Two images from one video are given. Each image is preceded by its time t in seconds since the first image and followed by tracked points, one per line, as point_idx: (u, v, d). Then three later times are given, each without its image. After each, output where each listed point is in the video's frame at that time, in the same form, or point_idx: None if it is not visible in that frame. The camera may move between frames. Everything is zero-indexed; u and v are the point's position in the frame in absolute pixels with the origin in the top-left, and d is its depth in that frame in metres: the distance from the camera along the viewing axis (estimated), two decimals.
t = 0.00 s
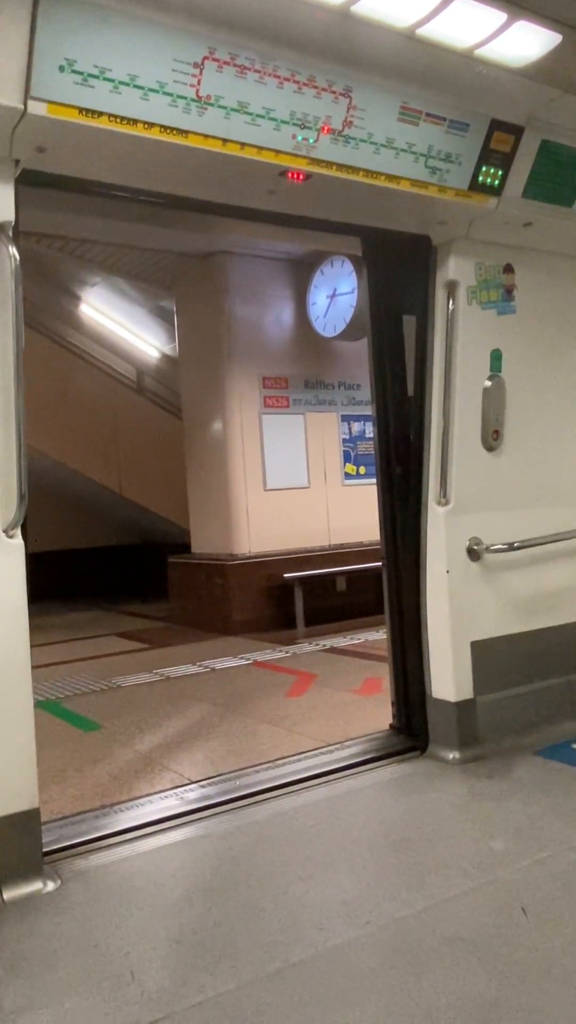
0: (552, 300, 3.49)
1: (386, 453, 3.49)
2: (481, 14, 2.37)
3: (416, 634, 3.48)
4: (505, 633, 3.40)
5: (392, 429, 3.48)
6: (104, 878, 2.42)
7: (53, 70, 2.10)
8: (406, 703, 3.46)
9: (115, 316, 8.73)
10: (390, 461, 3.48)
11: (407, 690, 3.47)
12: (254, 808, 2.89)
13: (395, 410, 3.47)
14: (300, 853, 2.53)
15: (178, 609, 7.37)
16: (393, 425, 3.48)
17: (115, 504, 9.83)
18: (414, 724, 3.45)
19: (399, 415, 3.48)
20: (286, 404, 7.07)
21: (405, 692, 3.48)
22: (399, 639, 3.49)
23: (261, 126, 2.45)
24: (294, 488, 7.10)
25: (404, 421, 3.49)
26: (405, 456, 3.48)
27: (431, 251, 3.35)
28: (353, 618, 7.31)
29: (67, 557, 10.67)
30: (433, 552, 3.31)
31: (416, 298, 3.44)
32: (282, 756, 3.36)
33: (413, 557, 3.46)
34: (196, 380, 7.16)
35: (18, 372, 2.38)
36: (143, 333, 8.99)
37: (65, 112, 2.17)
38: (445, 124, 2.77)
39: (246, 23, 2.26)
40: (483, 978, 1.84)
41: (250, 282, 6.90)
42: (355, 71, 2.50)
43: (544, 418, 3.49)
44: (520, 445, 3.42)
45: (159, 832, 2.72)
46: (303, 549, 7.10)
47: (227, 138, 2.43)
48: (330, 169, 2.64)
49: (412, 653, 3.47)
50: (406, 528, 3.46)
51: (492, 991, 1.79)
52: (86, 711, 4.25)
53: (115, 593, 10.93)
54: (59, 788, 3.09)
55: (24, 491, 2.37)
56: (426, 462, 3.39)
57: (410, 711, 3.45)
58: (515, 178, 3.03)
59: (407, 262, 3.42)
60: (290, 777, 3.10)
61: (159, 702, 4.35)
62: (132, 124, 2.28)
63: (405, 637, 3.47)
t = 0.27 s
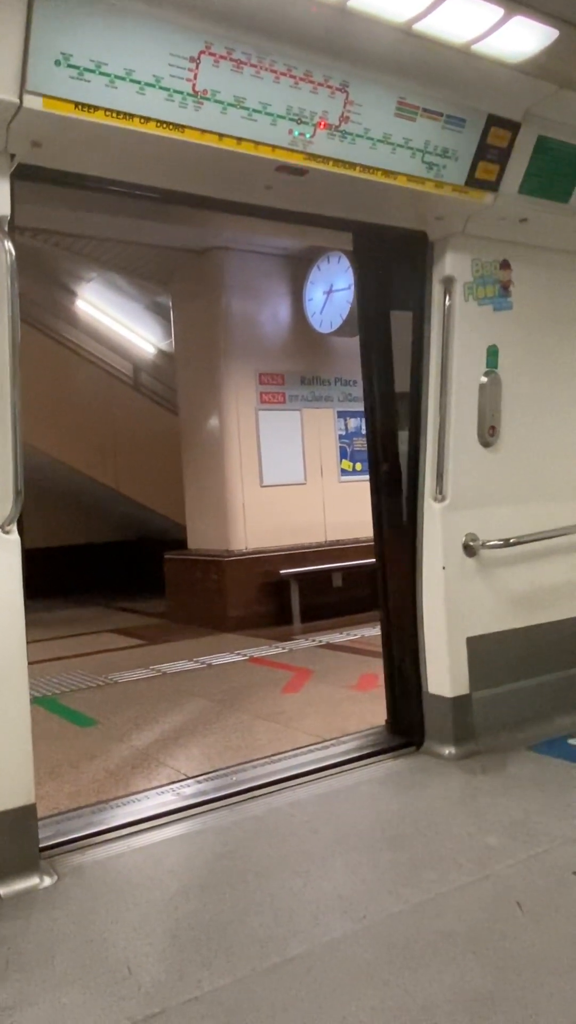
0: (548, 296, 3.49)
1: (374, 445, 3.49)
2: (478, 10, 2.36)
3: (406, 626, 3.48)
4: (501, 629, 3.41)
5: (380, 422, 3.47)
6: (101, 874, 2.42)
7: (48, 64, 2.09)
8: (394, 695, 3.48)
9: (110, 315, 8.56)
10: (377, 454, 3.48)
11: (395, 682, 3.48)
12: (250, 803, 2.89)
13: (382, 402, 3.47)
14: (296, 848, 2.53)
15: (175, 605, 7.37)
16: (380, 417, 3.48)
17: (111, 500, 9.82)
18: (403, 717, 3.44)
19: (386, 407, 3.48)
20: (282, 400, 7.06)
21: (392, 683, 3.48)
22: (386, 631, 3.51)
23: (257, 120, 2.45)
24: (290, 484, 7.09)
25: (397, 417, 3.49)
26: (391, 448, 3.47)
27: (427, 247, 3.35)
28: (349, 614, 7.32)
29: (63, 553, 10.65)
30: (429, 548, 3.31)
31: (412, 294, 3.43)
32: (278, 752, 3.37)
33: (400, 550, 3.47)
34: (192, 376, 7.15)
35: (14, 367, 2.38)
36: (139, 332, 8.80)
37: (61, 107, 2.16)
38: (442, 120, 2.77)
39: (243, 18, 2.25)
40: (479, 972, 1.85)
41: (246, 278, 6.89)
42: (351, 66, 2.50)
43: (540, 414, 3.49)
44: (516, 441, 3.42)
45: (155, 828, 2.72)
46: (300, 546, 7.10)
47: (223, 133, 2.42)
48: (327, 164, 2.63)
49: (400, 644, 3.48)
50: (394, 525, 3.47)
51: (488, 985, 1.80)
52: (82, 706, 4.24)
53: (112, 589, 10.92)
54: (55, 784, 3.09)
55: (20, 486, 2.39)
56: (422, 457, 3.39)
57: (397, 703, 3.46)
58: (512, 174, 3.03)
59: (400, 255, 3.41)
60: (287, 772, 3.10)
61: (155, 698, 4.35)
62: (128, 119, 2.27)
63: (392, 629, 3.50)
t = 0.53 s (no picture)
0: (545, 294, 3.49)
1: (344, 444, 3.36)
2: (476, 7, 2.35)
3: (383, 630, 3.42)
4: (498, 627, 3.41)
5: (350, 421, 3.35)
6: (99, 871, 2.42)
7: (45, 60, 2.09)
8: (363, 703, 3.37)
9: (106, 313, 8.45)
10: (348, 453, 3.35)
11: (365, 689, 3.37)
12: (248, 800, 2.89)
13: (353, 399, 3.34)
14: (294, 845, 2.53)
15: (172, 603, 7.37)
16: (351, 416, 3.35)
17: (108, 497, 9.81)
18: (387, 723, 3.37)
19: (357, 405, 3.36)
20: (280, 397, 7.06)
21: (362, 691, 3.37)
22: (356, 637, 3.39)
23: (255, 117, 2.44)
24: (287, 481, 7.09)
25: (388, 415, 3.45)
26: (362, 448, 3.35)
27: (424, 244, 3.34)
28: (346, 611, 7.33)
29: (60, 550, 10.64)
30: (426, 546, 3.31)
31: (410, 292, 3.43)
32: (276, 749, 3.37)
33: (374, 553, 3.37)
34: (189, 374, 7.14)
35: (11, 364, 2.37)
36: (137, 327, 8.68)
37: (58, 103, 2.16)
38: (440, 117, 2.76)
39: (240, 14, 2.25)
40: (476, 969, 1.85)
41: (243, 275, 6.88)
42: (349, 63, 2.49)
43: (537, 412, 3.49)
44: (514, 439, 3.43)
45: (153, 825, 2.72)
46: (296, 543, 7.10)
47: (221, 129, 2.42)
48: (324, 161, 2.63)
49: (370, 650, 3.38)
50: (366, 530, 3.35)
51: (485, 982, 1.80)
52: (79, 704, 4.24)
53: (108, 587, 10.92)
54: (52, 782, 3.09)
55: (17, 484, 2.38)
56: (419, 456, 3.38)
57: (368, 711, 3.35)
58: (510, 172, 3.03)
59: (380, 256, 3.36)
60: (285, 770, 3.10)
61: (152, 696, 4.35)
62: (125, 115, 2.26)
63: (361, 635, 3.37)
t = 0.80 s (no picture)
0: (544, 293, 3.50)
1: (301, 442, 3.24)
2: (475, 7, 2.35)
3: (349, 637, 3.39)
4: (496, 626, 3.41)
5: (309, 419, 3.23)
6: (97, 870, 2.42)
7: (44, 59, 2.09)
8: (323, 711, 3.26)
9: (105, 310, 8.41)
10: (306, 452, 3.23)
11: (325, 697, 3.26)
12: (247, 799, 2.90)
13: (311, 397, 3.23)
14: (292, 843, 2.54)
15: (170, 602, 7.37)
16: (308, 414, 3.24)
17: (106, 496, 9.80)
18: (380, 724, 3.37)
19: (315, 404, 3.25)
20: (278, 396, 7.05)
21: (322, 698, 3.26)
22: (315, 641, 3.26)
23: (254, 116, 2.44)
24: (286, 480, 7.09)
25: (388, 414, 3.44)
26: (319, 445, 3.25)
27: (423, 244, 3.34)
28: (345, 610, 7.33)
29: (58, 549, 10.64)
30: (425, 546, 3.31)
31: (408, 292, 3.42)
32: (274, 748, 3.37)
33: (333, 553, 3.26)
34: (187, 373, 7.14)
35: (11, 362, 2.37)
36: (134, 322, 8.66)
37: (57, 102, 2.16)
38: (439, 116, 2.76)
39: (239, 13, 2.24)
40: (474, 967, 1.85)
41: (241, 274, 6.88)
42: (348, 62, 2.49)
43: (535, 411, 3.50)
44: (512, 438, 3.43)
45: (152, 824, 2.72)
46: (295, 542, 7.10)
47: (219, 128, 2.42)
48: (323, 160, 2.63)
49: (329, 656, 3.28)
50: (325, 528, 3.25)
51: (483, 980, 1.81)
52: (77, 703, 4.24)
53: (107, 586, 10.91)
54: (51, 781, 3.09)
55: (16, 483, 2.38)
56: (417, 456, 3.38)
57: (328, 718, 3.24)
58: (508, 171, 3.03)
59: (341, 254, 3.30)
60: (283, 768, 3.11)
61: (151, 695, 4.35)
62: (124, 114, 2.26)
63: (321, 639, 3.24)
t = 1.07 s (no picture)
0: (542, 294, 3.50)
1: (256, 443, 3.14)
2: (474, 8, 2.35)
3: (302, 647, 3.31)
4: (495, 626, 3.41)
5: (265, 420, 3.13)
6: (97, 870, 2.43)
7: (43, 60, 2.09)
8: (279, 722, 3.18)
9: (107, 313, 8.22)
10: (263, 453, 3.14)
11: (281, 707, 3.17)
12: (246, 800, 2.90)
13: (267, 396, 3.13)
14: (292, 843, 2.54)
15: (169, 602, 7.37)
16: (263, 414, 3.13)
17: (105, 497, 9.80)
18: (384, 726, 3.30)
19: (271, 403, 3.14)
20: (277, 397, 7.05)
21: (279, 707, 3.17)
22: (272, 649, 3.17)
23: (253, 117, 2.45)
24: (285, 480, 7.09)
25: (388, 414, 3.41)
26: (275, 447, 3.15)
27: (422, 244, 3.34)
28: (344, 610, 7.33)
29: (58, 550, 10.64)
30: (423, 546, 3.32)
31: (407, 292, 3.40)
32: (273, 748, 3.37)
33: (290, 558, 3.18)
34: (186, 373, 7.14)
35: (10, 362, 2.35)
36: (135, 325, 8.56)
37: (56, 103, 2.16)
38: (438, 117, 2.77)
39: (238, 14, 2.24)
40: (473, 968, 1.85)
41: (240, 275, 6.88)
42: (347, 63, 2.49)
43: (534, 411, 3.50)
44: (511, 438, 3.43)
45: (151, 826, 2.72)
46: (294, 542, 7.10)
47: (218, 129, 2.42)
48: (322, 161, 2.64)
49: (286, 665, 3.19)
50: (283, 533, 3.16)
51: (483, 981, 1.81)
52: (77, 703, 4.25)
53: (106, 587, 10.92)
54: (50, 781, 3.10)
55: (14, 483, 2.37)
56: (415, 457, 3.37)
57: (285, 728, 3.16)
58: (507, 172, 3.04)
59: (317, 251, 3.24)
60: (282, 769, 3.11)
61: (150, 695, 4.35)
62: (123, 115, 2.27)
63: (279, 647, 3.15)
